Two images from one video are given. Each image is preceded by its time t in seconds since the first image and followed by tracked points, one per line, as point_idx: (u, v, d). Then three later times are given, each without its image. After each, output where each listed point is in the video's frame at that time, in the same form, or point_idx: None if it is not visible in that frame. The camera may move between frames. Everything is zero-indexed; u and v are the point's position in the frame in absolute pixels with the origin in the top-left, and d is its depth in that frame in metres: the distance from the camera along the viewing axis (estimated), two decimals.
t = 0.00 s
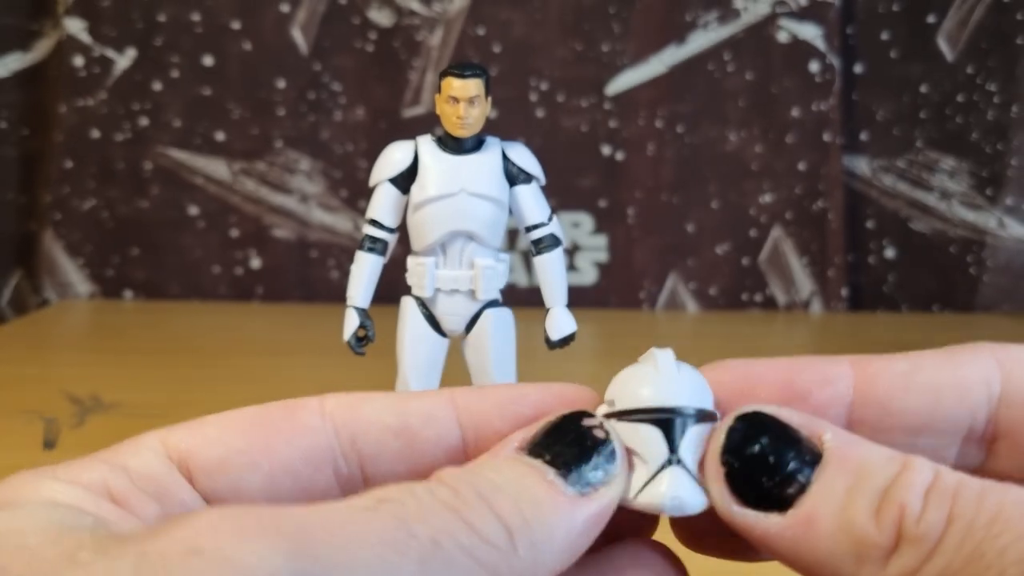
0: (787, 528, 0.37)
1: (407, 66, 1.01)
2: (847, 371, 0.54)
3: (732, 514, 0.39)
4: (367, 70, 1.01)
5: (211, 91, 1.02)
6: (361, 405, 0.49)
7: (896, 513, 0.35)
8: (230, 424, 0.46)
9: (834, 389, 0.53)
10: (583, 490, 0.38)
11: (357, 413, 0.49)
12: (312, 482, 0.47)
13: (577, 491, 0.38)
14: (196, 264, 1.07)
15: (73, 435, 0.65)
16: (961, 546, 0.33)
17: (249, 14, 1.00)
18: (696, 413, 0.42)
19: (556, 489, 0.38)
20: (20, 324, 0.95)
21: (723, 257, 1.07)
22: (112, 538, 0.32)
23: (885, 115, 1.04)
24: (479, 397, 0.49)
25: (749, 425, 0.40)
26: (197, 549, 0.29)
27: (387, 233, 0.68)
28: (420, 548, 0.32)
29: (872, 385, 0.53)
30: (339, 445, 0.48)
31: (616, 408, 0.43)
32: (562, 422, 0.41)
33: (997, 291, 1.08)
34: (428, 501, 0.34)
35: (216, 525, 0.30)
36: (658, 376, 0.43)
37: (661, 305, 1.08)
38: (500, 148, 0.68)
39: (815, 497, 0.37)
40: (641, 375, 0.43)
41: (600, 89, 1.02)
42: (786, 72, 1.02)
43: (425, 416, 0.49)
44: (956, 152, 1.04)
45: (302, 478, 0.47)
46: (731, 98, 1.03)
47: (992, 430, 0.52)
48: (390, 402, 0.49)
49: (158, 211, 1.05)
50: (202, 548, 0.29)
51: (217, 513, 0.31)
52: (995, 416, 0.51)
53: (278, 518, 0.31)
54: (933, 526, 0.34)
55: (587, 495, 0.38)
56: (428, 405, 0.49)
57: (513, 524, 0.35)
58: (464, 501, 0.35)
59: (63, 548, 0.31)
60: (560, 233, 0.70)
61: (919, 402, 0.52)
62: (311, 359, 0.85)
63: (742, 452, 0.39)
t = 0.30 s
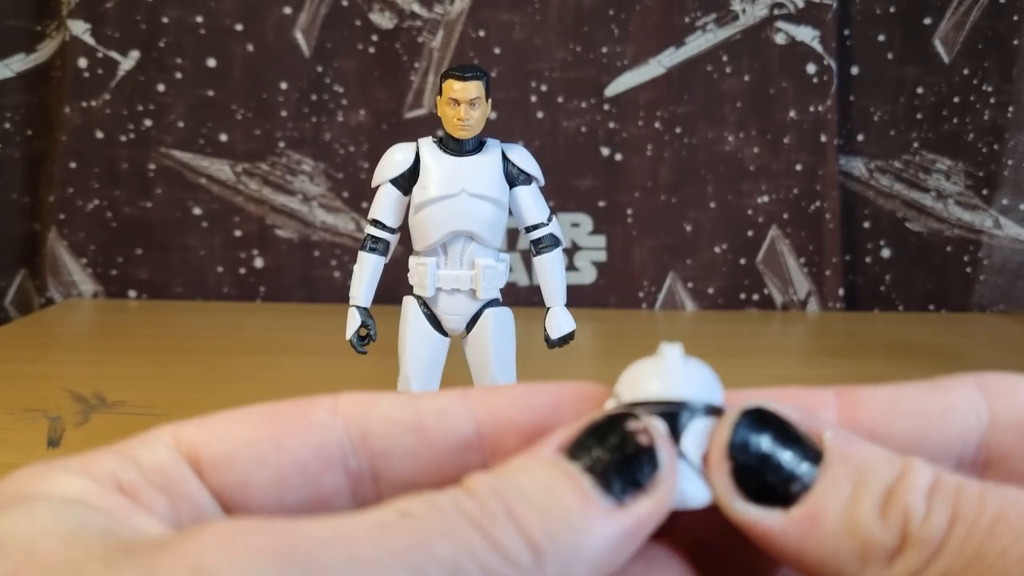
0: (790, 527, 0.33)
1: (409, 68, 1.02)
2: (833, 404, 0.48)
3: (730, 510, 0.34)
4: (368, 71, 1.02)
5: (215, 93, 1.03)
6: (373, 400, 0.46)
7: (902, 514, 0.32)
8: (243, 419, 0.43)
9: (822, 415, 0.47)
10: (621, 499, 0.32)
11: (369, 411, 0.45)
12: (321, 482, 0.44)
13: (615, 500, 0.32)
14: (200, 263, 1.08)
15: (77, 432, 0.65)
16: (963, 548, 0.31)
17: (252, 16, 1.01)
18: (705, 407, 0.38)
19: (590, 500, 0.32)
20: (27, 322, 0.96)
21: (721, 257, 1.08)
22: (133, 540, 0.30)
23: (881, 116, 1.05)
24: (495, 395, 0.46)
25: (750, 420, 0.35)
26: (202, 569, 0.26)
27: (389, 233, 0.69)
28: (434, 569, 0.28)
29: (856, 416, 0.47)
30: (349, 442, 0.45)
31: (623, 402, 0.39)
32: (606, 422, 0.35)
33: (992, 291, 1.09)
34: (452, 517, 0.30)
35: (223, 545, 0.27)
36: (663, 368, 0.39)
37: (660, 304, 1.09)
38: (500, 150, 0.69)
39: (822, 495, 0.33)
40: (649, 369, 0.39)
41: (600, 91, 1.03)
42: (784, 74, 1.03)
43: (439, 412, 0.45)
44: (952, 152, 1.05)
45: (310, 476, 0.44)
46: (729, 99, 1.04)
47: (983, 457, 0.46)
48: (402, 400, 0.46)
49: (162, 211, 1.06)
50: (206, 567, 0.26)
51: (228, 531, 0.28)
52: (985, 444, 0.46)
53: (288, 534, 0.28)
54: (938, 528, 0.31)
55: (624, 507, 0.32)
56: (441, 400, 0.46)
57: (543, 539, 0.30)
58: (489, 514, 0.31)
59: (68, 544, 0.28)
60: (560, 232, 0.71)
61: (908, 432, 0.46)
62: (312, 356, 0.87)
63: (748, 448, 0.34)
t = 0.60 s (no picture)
0: (791, 509, 0.33)
1: (410, 68, 1.02)
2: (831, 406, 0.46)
3: (734, 492, 0.34)
4: (369, 72, 1.02)
5: (216, 93, 1.03)
6: (386, 404, 0.46)
7: (901, 502, 0.32)
8: (258, 423, 0.43)
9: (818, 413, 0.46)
10: (567, 469, 0.33)
11: (382, 416, 0.45)
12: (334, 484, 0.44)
13: (562, 471, 0.33)
14: (201, 263, 1.08)
15: (79, 432, 0.66)
16: (957, 538, 0.30)
17: (254, 17, 1.01)
18: (706, 388, 0.39)
19: (538, 471, 0.33)
20: (29, 321, 0.97)
21: (720, 257, 1.08)
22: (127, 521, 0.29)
23: (880, 116, 1.05)
24: (511, 396, 0.45)
25: (756, 404, 0.35)
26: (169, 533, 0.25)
27: (389, 233, 0.69)
28: (395, 530, 0.28)
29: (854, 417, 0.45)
30: (363, 447, 0.45)
31: (625, 388, 0.39)
32: (544, 407, 0.37)
33: (991, 290, 1.09)
34: (407, 490, 0.30)
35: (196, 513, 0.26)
36: (664, 352, 0.39)
37: (659, 304, 1.10)
38: (500, 151, 0.70)
39: (823, 479, 0.33)
40: (650, 356, 0.40)
41: (600, 91, 1.03)
42: (783, 75, 1.03)
43: (451, 414, 0.45)
44: (951, 152, 1.06)
45: (322, 478, 0.44)
46: (728, 100, 1.04)
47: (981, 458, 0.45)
48: (415, 406, 0.46)
49: (163, 212, 1.07)
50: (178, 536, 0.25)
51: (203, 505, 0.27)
52: (983, 443, 0.45)
53: (256, 504, 0.27)
54: (934, 517, 0.31)
55: (570, 475, 0.33)
56: (454, 403, 0.45)
57: (496, 507, 0.31)
58: (441, 487, 0.31)
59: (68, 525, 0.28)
60: (560, 233, 0.71)
61: (907, 433, 0.45)
62: (313, 356, 0.87)
63: (752, 428, 0.35)
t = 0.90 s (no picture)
0: (802, 522, 0.34)
1: (410, 68, 1.02)
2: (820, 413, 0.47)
3: (745, 506, 0.35)
4: (368, 71, 1.02)
5: (216, 93, 1.03)
6: (376, 408, 0.46)
7: (911, 511, 0.32)
8: (250, 424, 0.43)
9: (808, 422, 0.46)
10: (581, 491, 0.34)
11: (373, 419, 0.45)
12: (323, 486, 0.44)
13: (576, 492, 0.34)
14: (201, 263, 1.08)
15: (79, 432, 0.66)
16: (968, 544, 0.30)
17: (254, 17, 1.01)
18: (708, 409, 0.37)
19: (553, 493, 0.33)
20: (29, 321, 0.97)
21: (720, 257, 1.08)
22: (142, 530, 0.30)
23: (880, 116, 1.05)
24: (496, 404, 0.46)
25: (764, 420, 0.36)
26: (196, 549, 0.27)
27: (389, 233, 0.69)
28: (410, 553, 0.29)
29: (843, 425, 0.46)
30: (351, 450, 0.45)
31: (625, 408, 0.38)
32: (561, 422, 0.37)
33: (991, 290, 1.09)
34: (422, 508, 0.31)
35: (219, 530, 0.28)
36: (662, 371, 0.38)
37: (659, 304, 1.10)
38: (500, 151, 0.70)
39: (833, 491, 0.34)
40: (647, 373, 0.38)
41: (600, 91, 1.03)
42: (783, 75, 1.03)
43: (438, 418, 0.45)
44: (951, 152, 1.06)
45: (313, 479, 0.44)
46: (728, 100, 1.04)
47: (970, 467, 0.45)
48: (405, 411, 0.46)
49: (163, 211, 1.07)
50: (200, 551, 0.27)
51: (230, 522, 0.28)
52: (972, 453, 0.45)
53: (276, 524, 0.29)
54: (944, 525, 0.31)
55: (584, 498, 0.34)
56: (442, 410, 0.45)
57: (510, 528, 0.32)
58: (458, 505, 0.32)
59: (76, 533, 0.29)
60: (560, 233, 0.71)
61: (895, 442, 0.45)
62: (313, 356, 0.87)
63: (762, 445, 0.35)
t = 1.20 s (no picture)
0: (793, 516, 0.34)
1: (410, 68, 1.02)
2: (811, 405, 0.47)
3: (740, 500, 0.36)
4: (368, 71, 1.02)
5: (216, 93, 1.03)
6: (374, 408, 0.46)
7: (899, 510, 0.32)
8: (248, 424, 0.43)
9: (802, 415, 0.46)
10: (572, 489, 0.34)
11: (374, 417, 0.45)
12: (324, 484, 0.44)
13: (567, 491, 0.34)
14: (201, 263, 1.08)
15: (79, 432, 0.66)
16: (953, 545, 0.31)
17: (254, 17, 1.01)
18: (697, 406, 0.37)
19: (544, 491, 0.34)
20: (29, 321, 0.97)
21: (720, 257, 1.08)
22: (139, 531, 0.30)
23: (879, 116, 1.05)
24: (494, 405, 0.46)
25: (761, 414, 0.36)
26: (196, 548, 0.27)
27: (389, 233, 0.69)
28: (409, 551, 0.29)
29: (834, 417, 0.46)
30: (352, 448, 0.45)
31: (613, 406, 0.38)
32: (552, 422, 0.37)
33: (991, 290, 1.09)
34: (419, 508, 0.31)
35: (219, 527, 0.28)
36: (650, 368, 0.38)
37: (659, 304, 1.10)
38: (500, 151, 0.70)
39: (825, 488, 0.34)
40: (635, 371, 0.38)
41: (600, 91, 1.03)
42: (783, 75, 1.03)
43: (439, 419, 0.45)
44: (951, 152, 1.06)
45: (315, 478, 0.44)
46: (728, 100, 1.04)
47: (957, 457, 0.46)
48: (405, 407, 0.46)
49: (163, 212, 1.07)
50: (200, 550, 0.27)
51: (231, 521, 0.28)
52: (960, 444, 0.45)
53: (276, 521, 0.29)
54: (931, 525, 0.31)
55: (575, 496, 0.34)
56: (443, 408, 0.45)
57: (504, 527, 0.32)
58: (453, 505, 0.32)
59: (78, 535, 0.29)
60: (560, 233, 0.71)
61: (887, 434, 0.45)
62: (313, 355, 0.87)
63: (757, 440, 0.36)
